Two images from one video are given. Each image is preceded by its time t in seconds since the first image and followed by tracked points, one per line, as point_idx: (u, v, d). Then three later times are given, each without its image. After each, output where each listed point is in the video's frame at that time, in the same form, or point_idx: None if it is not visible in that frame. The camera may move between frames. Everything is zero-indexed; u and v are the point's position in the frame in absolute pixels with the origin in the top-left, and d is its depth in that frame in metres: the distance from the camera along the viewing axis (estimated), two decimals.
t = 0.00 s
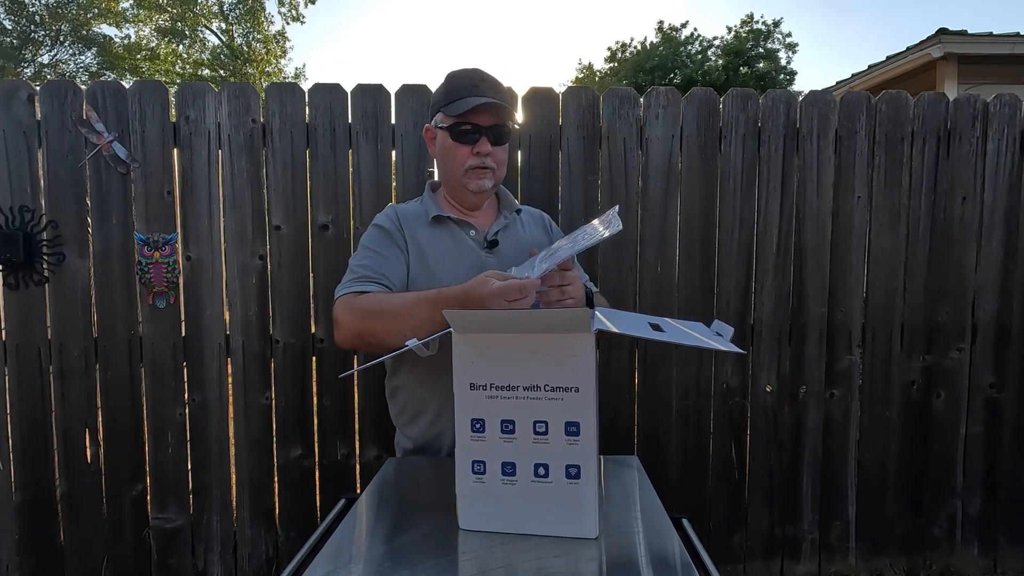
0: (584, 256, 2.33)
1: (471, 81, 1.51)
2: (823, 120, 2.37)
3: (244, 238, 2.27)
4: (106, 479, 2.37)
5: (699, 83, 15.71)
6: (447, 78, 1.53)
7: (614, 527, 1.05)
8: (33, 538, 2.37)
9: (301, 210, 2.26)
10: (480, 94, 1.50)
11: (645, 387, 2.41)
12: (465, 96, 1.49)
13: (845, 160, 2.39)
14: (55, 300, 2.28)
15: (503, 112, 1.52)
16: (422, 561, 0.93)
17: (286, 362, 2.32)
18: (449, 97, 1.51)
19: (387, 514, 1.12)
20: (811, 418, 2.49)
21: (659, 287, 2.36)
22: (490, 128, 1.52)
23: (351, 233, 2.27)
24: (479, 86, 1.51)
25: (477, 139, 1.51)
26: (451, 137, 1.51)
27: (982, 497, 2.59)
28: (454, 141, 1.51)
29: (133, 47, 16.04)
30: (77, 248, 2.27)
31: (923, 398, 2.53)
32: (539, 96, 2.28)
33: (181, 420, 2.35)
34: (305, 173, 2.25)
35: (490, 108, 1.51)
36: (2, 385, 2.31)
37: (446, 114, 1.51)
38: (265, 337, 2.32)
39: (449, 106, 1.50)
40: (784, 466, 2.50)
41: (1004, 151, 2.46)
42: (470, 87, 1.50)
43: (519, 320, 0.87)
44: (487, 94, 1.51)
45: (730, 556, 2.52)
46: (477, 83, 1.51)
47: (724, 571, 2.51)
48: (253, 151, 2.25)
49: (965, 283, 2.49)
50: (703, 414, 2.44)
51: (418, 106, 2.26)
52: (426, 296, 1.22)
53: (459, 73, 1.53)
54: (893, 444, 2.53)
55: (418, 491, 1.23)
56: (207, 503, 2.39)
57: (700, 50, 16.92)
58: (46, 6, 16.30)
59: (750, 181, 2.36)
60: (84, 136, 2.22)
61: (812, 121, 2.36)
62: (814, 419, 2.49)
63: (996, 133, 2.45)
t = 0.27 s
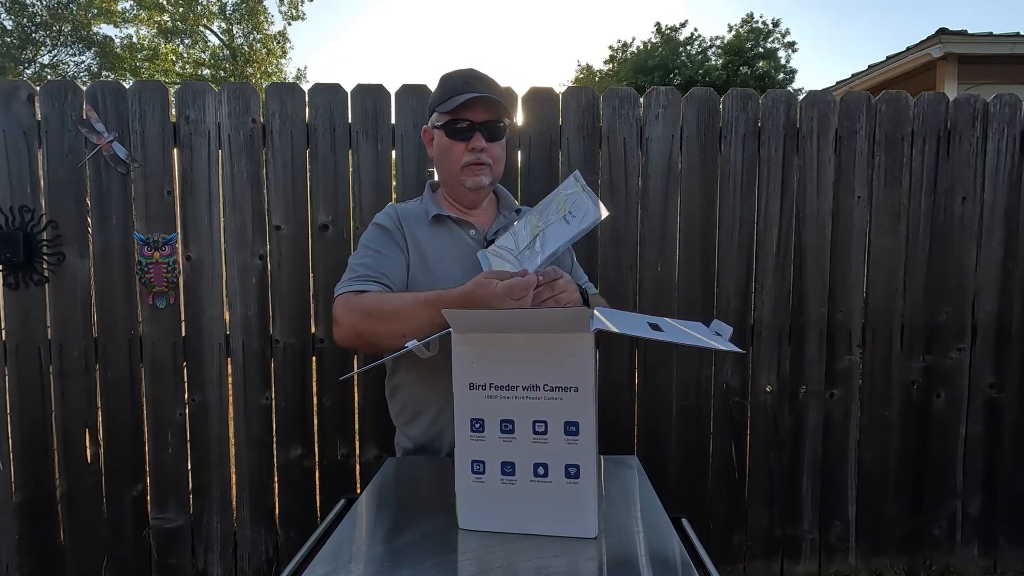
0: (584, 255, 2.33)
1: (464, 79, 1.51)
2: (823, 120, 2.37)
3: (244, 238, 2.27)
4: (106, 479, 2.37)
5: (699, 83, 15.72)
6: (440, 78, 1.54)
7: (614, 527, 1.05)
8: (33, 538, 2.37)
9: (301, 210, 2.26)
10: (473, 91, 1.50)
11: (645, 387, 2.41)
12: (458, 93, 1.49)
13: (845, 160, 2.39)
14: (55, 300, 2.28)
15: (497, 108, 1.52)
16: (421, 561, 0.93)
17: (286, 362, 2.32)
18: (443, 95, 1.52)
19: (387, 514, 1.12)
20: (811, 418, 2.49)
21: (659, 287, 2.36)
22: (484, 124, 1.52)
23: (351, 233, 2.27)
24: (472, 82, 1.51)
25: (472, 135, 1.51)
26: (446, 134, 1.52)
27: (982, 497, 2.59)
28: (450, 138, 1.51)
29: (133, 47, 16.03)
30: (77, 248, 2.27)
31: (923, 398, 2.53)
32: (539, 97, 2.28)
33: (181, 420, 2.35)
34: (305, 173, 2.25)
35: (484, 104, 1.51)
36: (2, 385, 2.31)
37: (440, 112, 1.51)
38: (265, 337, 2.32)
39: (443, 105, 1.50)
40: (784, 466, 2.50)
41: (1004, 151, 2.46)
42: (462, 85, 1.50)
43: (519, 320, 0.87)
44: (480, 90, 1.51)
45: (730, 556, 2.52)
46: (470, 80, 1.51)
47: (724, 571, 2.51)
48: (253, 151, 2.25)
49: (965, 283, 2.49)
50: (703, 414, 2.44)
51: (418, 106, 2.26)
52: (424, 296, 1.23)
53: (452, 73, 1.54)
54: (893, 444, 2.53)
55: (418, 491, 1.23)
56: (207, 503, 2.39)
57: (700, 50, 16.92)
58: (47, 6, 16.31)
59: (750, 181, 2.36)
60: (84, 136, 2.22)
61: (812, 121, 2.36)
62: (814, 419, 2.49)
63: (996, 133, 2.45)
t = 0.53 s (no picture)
0: (584, 256, 2.33)
1: (465, 78, 1.54)
2: (823, 120, 2.37)
3: (244, 238, 2.27)
4: (106, 479, 2.37)
5: (699, 83, 15.71)
6: (442, 78, 1.57)
7: (614, 527, 1.05)
8: (33, 538, 2.37)
9: (301, 210, 2.26)
10: (474, 89, 1.53)
11: (645, 387, 2.41)
12: (458, 91, 1.52)
13: (845, 160, 2.39)
14: (54, 300, 2.28)
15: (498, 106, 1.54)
16: (422, 561, 0.93)
17: (286, 362, 2.32)
18: (445, 94, 1.55)
19: (387, 514, 1.12)
20: (811, 418, 2.49)
21: (659, 287, 2.36)
22: (484, 122, 1.53)
23: (351, 233, 2.27)
24: (474, 81, 1.54)
25: (471, 131, 1.52)
26: (446, 131, 1.53)
27: (982, 497, 2.59)
28: (449, 135, 1.52)
29: (133, 47, 16.03)
30: (77, 248, 2.27)
31: (923, 398, 2.53)
32: (539, 97, 2.28)
33: (181, 420, 2.35)
34: (305, 173, 2.25)
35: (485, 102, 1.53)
36: (2, 385, 2.31)
37: (443, 109, 1.54)
38: (265, 337, 2.32)
39: (444, 102, 1.53)
40: (784, 466, 2.50)
41: (1005, 151, 2.46)
42: (464, 83, 1.54)
43: (519, 320, 0.87)
44: (482, 88, 1.54)
45: (730, 556, 2.52)
46: (471, 79, 1.54)
47: (724, 571, 2.51)
48: (253, 151, 2.25)
49: (965, 283, 2.49)
50: (703, 414, 2.44)
51: (418, 106, 2.26)
52: (425, 297, 1.22)
53: (454, 74, 1.57)
54: (893, 444, 2.53)
55: (418, 491, 1.23)
56: (207, 503, 2.39)
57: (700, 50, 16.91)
58: (46, 6, 16.31)
59: (750, 181, 2.36)
60: (84, 136, 2.22)
61: (812, 121, 2.36)
62: (814, 419, 2.49)
63: (996, 133, 2.45)
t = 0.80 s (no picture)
0: (584, 255, 2.33)
1: (466, 80, 1.55)
2: (823, 120, 2.37)
3: (244, 238, 2.27)
4: (106, 479, 2.37)
5: (699, 83, 15.72)
6: (444, 79, 1.58)
7: (614, 527, 1.05)
8: (33, 538, 2.37)
9: (301, 210, 2.26)
10: (475, 90, 1.54)
11: (645, 387, 2.41)
12: (459, 92, 1.53)
13: (845, 160, 2.39)
14: (54, 300, 2.28)
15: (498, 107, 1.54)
16: (422, 561, 0.93)
17: (286, 362, 2.32)
18: (446, 96, 1.56)
19: (387, 514, 1.12)
20: (811, 418, 2.49)
21: (659, 287, 2.36)
22: (484, 123, 1.53)
23: (351, 233, 2.27)
24: (474, 82, 1.55)
25: (472, 132, 1.52)
26: (447, 131, 1.53)
27: (982, 497, 2.59)
28: (450, 136, 1.53)
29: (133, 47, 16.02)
30: (77, 248, 2.27)
31: (923, 398, 2.53)
32: (539, 97, 2.28)
33: (181, 420, 2.35)
34: (305, 172, 2.25)
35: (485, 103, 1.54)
36: (2, 385, 2.31)
37: (444, 110, 1.54)
38: (265, 337, 2.32)
39: (445, 103, 1.53)
40: (784, 466, 2.50)
41: (1004, 151, 2.46)
42: (464, 84, 1.54)
43: (519, 320, 0.87)
44: (482, 90, 1.54)
45: (730, 556, 2.52)
46: (472, 80, 1.55)
47: (724, 571, 2.51)
48: (253, 151, 2.25)
49: (965, 283, 2.49)
50: (703, 414, 2.44)
51: (418, 106, 2.26)
52: (425, 296, 1.22)
53: (455, 75, 1.58)
54: (893, 444, 2.53)
55: (418, 490, 1.23)
56: (207, 503, 2.39)
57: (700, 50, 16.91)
58: (46, 6, 16.31)
59: (750, 181, 2.36)
60: (84, 136, 2.22)
61: (812, 121, 2.36)
62: (814, 419, 2.49)
63: (996, 132, 2.45)
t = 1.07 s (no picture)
0: (584, 255, 2.33)
1: (459, 79, 1.55)
2: (823, 120, 2.37)
3: (244, 238, 2.27)
4: (106, 479, 2.37)
5: (699, 83, 15.71)
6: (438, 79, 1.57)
7: (614, 527, 1.05)
8: (33, 538, 2.37)
9: (301, 210, 2.26)
10: (468, 90, 1.53)
11: (645, 387, 2.41)
12: (452, 93, 1.53)
13: (845, 160, 2.39)
14: (54, 300, 2.28)
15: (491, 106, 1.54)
16: (422, 561, 0.93)
17: (286, 362, 2.32)
18: (439, 96, 1.55)
19: (387, 514, 1.12)
20: (811, 418, 2.49)
21: (659, 287, 2.36)
22: (478, 123, 1.53)
23: (351, 233, 2.27)
24: (467, 82, 1.54)
25: (465, 133, 1.52)
26: (441, 133, 1.54)
27: (982, 497, 2.59)
28: (444, 137, 1.53)
29: (133, 47, 16.01)
30: (77, 248, 2.27)
31: (923, 398, 2.53)
32: (539, 97, 2.28)
33: (181, 420, 2.35)
34: (305, 173, 2.25)
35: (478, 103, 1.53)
36: (2, 385, 2.31)
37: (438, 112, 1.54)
38: (266, 337, 2.32)
39: (438, 104, 1.53)
40: (784, 466, 2.50)
41: (1004, 151, 2.46)
42: (456, 85, 1.54)
43: (520, 320, 0.87)
44: (475, 89, 1.54)
45: (730, 556, 2.52)
46: (464, 79, 1.54)
47: (724, 571, 2.52)
48: (253, 151, 2.25)
49: (965, 283, 2.49)
50: (703, 414, 2.44)
51: (418, 106, 2.26)
52: (425, 296, 1.23)
53: (449, 75, 1.57)
54: (893, 444, 2.53)
55: (418, 491, 1.23)
56: (207, 503, 2.39)
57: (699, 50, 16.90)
58: (46, 6, 16.32)
59: (750, 181, 2.36)
60: (84, 136, 2.22)
61: (812, 121, 2.36)
62: (814, 419, 2.49)
63: (996, 133, 2.45)
